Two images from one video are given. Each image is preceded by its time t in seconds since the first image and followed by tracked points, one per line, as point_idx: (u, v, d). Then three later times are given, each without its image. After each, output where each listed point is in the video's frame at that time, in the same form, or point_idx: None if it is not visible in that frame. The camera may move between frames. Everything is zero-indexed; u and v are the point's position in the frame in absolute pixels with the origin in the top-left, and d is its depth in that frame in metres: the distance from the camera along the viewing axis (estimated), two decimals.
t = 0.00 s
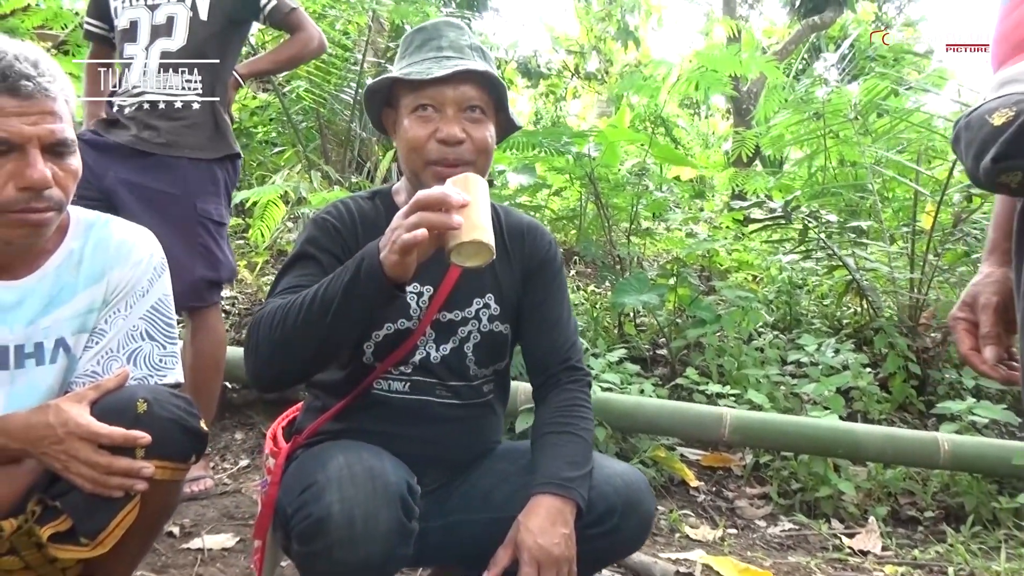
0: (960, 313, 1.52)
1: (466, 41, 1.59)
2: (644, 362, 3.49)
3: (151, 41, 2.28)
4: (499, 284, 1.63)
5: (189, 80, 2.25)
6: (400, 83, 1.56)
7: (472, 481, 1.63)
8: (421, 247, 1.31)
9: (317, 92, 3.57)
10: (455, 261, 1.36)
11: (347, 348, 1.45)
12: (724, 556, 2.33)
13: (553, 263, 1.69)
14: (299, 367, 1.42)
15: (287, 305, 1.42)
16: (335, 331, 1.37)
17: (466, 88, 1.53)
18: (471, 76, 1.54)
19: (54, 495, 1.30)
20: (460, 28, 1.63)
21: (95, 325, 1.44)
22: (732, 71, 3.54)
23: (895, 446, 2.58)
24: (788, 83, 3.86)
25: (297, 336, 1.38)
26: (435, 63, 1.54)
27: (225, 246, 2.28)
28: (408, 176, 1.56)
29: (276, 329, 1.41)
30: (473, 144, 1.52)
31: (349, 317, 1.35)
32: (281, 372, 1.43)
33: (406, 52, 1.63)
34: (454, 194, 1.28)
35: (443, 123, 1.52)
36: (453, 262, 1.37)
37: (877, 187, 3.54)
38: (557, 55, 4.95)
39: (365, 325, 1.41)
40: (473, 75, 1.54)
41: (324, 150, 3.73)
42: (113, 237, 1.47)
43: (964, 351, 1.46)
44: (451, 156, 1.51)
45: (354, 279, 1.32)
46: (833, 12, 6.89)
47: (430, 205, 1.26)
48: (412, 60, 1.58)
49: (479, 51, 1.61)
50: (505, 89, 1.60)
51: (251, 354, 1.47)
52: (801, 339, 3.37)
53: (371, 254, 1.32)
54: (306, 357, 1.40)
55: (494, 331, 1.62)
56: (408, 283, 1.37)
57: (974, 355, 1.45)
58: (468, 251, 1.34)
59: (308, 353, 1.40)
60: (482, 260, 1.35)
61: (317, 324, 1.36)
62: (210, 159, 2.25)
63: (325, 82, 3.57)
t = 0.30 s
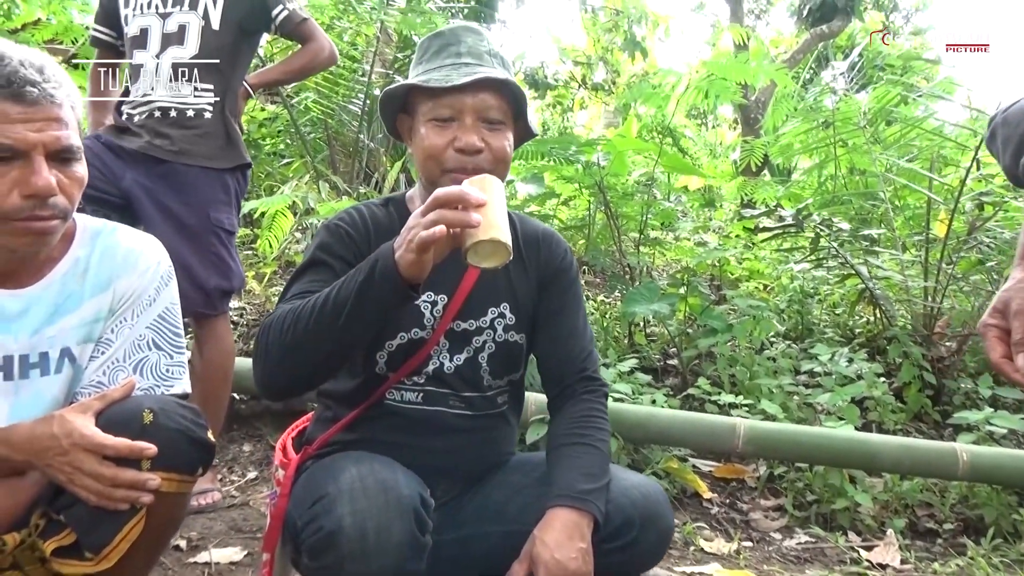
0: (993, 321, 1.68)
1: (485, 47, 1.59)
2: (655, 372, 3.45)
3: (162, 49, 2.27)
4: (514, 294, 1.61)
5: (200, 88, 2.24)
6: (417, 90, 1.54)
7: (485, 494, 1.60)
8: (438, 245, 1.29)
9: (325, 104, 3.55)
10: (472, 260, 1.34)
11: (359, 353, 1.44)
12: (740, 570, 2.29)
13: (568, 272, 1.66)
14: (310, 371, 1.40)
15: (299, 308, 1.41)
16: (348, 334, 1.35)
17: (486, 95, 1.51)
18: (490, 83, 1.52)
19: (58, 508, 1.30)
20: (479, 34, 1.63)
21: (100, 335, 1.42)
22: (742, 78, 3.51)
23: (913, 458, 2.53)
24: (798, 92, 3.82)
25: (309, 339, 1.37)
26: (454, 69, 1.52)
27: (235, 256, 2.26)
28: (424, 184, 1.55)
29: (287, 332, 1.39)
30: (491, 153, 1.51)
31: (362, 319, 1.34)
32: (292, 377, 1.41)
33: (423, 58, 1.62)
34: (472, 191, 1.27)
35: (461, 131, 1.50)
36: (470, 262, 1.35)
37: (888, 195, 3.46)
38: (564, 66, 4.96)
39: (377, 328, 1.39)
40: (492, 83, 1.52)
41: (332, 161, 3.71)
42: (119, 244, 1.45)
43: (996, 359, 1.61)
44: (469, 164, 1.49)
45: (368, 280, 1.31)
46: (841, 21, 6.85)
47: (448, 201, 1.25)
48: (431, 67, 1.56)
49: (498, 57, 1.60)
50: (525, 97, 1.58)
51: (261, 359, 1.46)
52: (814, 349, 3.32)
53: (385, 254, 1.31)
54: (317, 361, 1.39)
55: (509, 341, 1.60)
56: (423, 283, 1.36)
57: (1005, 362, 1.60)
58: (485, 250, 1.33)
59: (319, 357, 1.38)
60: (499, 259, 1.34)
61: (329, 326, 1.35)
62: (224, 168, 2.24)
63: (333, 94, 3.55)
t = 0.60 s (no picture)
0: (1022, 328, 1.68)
1: (496, 45, 1.57)
2: (662, 380, 3.41)
3: (167, 53, 2.23)
4: (525, 299, 1.59)
5: (204, 94, 2.22)
6: (427, 87, 1.52)
7: (494, 503, 1.57)
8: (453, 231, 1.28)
9: (329, 111, 3.54)
10: (487, 249, 1.33)
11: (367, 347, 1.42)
12: None
13: (580, 276, 1.64)
14: (317, 366, 1.38)
15: (306, 302, 1.39)
16: (356, 325, 1.33)
17: (497, 94, 1.48)
18: (501, 82, 1.50)
19: (57, 517, 1.26)
20: (490, 32, 1.61)
21: (100, 340, 1.40)
22: (748, 83, 3.48)
23: (928, 466, 2.49)
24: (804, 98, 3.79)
25: (316, 332, 1.35)
26: (465, 67, 1.50)
27: (238, 261, 2.24)
28: (433, 183, 1.52)
29: (294, 325, 1.38)
30: (503, 153, 1.48)
31: (371, 310, 1.32)
32: (297, 373, 1.39)
33: (432, 57, 1.60)
34: (491, 176, 1.26)
35: (473, 130, 1.47)
36: (485, 251, 1.34)
37: (896, 199, 3.40)
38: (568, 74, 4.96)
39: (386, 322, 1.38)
40: (503, 81, 1.49)
41: (336, 169, 3.69)
42: (120, 248, 1.43)
43: None
44: (481, 163, 1.47)
45: (379, 269, 1.29)
46: (846, 28, 6.82)
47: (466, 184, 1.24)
48: (441, 65, 1.55)
49: (509, 56, 1.59)
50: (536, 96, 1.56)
51: (267, 354, 1.44)
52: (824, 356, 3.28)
53: (398, 241, 1.29)
54: (324, 355, 1.36)
55: (520, 346, 1.57)
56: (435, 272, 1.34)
57: None
58: (501, 238, 1.31)
59: (326, 351, 1.36)
60: (515, 248, 1.32)
61: (338, 318, 1.33)
62: (229, 173, 2.22)
63: (337, 101, 3.54)
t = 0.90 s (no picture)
0: None
1: (505, 42, 1.55)
2: (668, 386, 3.37)
3: (168, 57, 2.21)
4: (534, 303, 1.56)
5: (207, 98, 2.20)
6: (437, 84, 1.50)
7: (501, 512, 1.53)
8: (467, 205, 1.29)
9: (334, 116, 3.55)
10: (499, 228, 1.33)
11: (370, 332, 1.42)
12: None
13: (590, 279, 1.62)
14: (320, 349, 1.39)
15: (310, 284, 1.40)
16: (362, 304, 1.34)
17: (508, 91, 1.46)
18: (511, 78, 1.47)
19: (52, 527, 1.23)
20: (498, 29, 1.59)
21: (99, 344, 1.37)
22: (755, 87, 3.44)
23: (940, 474, 2.45)
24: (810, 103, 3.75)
25: (320, 312, 1.36)
26: (474, 64, 1.48)
27: (243, 266, 2.21)
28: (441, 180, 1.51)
29: (298, 306, 1.39)
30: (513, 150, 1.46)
31: (377, 290, 1.33)
32: (300, 357, 1.40)
33: (440, 54, 1.58)
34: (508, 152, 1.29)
35: (483, 127, 1.45)
36: (497, 231, 1.34)
37: (904, 205, 3.32)
38: (570, 80, 4.93)
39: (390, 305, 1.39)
40: (513, 77, 1.47)
41: (340, 173, 3.63)
42: (120, 250, 1.40)
43: None
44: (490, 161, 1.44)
45: (388, 246, 1.31)
46: (851, 34, 6.77)
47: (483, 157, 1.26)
48: (450, 62, 1.52)
49: (518, 53, 1.56)
50: (547, 93, 1.55)
51: (267, 340, 1.44)
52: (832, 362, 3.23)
53: (409, 216, 1.31)
54: (327, 336, 1.37)
55: (529, 351, 1.55)
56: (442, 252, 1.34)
57: None
58: (512, 217, 1.32)
59: (330, 333, 1.37)
60: (526, 228, 1.33)
61: (343, 296, 1.34)
62: (233, 177, 2.20)
63: (342, 106, 3.54)
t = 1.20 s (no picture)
0: None
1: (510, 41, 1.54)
2: (673, 395, 3.33)
3: (169, 61, 2.20)
4: (539, 309, 1.54)
5: (208, 102, 2.18)
6: (442, 82, 1.49)
7: (505, 524, 1.50)
8: (472, 183, 1.31)
9: (337, 123, 3.45)
10: (504, 210, 1.31)
11: (368, 320, 1.43)
12: None
13: (597, 285, 1.60)
14: (317, 335, 1.39)
15: (308, 266, 1.41)
16: (361, 285, 1.35)
17: (513, 88, 1.45)
18: (514, 75, 1.47)
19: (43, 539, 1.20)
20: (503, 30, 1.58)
21: (95, 350, 1.34)
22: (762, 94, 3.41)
23: (950, 484, 2.40)
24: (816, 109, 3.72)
25: (319, 294, 1.37)
26: (479, 61, 1.47)
27: (245, 271, 2.18)
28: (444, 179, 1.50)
29: (296, 289, 1.39)
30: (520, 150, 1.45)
31: (378, 267, 1.34)
32: (297, 344, 1.40)
33: (444, 54, 1.57)
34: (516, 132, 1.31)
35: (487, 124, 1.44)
36: (502, 213, 1.32)
37: (910, 212, 3.30)
38: (575, 88, 4.77)
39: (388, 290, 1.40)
40: (516, 74, 1.47)
41: (344, 180, 3.59)
42: (118, 253, 1.38)
43: None
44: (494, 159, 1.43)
45: (390, 225, 1.33)
46: (856, 42, 6.76)
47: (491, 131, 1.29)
48: (454, 60, 1.51)
49: (522, 53, 1.55)
50: (551, 91, 1.54)
51: (263, 327, 1.44)
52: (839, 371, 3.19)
53: (414, 194, 1.34)
54: (325, 320, 1.37)
55: (534, 359, 1.52)
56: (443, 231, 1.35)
57: None
58: (517, 199, 1.31)
59: (329, 312, 1.37)
60: (530, 209, 1.31)
61: (343, 277, 1.35)
62: (234, 180, 2.18)
63: (345, 113, 3.44)
